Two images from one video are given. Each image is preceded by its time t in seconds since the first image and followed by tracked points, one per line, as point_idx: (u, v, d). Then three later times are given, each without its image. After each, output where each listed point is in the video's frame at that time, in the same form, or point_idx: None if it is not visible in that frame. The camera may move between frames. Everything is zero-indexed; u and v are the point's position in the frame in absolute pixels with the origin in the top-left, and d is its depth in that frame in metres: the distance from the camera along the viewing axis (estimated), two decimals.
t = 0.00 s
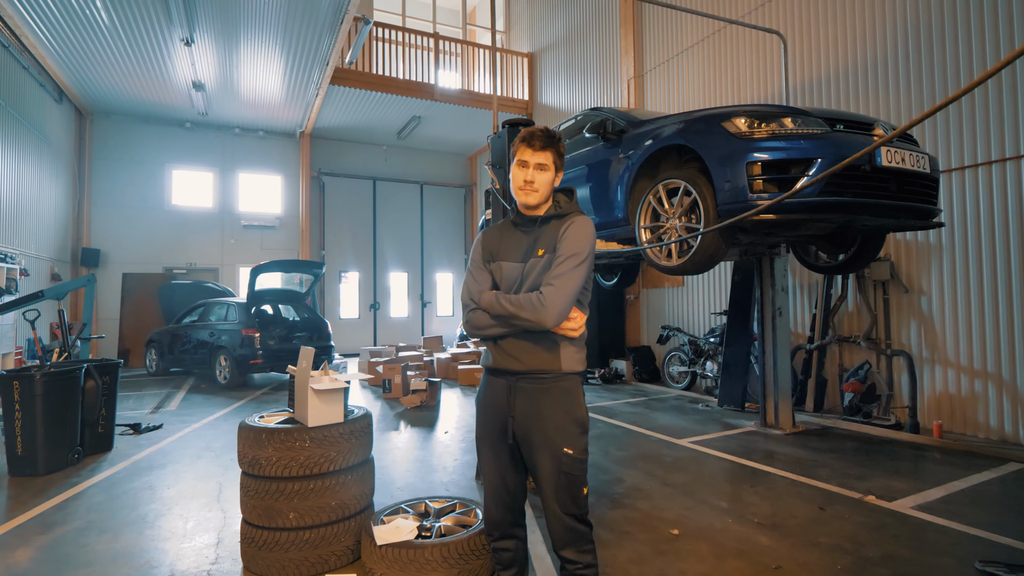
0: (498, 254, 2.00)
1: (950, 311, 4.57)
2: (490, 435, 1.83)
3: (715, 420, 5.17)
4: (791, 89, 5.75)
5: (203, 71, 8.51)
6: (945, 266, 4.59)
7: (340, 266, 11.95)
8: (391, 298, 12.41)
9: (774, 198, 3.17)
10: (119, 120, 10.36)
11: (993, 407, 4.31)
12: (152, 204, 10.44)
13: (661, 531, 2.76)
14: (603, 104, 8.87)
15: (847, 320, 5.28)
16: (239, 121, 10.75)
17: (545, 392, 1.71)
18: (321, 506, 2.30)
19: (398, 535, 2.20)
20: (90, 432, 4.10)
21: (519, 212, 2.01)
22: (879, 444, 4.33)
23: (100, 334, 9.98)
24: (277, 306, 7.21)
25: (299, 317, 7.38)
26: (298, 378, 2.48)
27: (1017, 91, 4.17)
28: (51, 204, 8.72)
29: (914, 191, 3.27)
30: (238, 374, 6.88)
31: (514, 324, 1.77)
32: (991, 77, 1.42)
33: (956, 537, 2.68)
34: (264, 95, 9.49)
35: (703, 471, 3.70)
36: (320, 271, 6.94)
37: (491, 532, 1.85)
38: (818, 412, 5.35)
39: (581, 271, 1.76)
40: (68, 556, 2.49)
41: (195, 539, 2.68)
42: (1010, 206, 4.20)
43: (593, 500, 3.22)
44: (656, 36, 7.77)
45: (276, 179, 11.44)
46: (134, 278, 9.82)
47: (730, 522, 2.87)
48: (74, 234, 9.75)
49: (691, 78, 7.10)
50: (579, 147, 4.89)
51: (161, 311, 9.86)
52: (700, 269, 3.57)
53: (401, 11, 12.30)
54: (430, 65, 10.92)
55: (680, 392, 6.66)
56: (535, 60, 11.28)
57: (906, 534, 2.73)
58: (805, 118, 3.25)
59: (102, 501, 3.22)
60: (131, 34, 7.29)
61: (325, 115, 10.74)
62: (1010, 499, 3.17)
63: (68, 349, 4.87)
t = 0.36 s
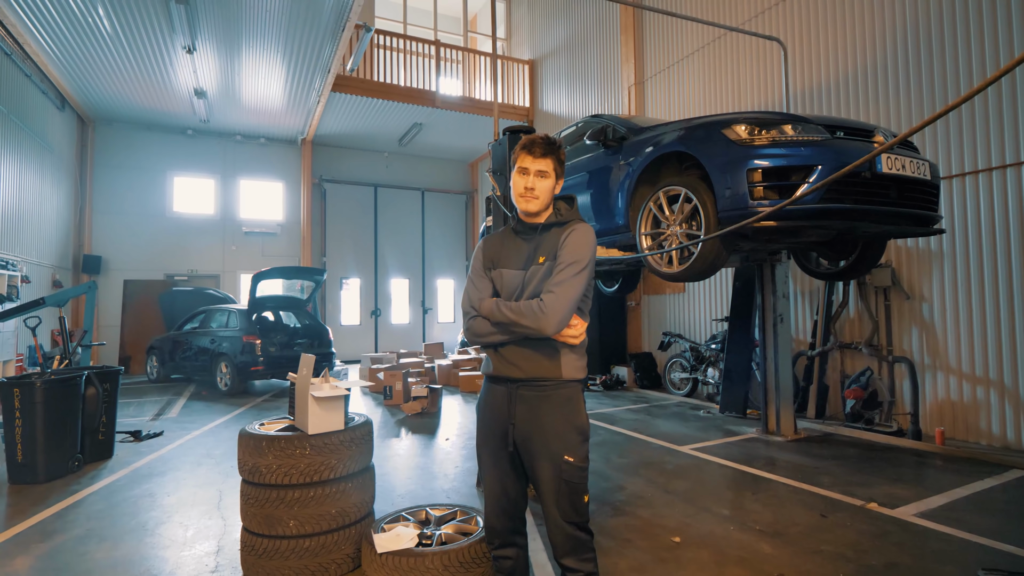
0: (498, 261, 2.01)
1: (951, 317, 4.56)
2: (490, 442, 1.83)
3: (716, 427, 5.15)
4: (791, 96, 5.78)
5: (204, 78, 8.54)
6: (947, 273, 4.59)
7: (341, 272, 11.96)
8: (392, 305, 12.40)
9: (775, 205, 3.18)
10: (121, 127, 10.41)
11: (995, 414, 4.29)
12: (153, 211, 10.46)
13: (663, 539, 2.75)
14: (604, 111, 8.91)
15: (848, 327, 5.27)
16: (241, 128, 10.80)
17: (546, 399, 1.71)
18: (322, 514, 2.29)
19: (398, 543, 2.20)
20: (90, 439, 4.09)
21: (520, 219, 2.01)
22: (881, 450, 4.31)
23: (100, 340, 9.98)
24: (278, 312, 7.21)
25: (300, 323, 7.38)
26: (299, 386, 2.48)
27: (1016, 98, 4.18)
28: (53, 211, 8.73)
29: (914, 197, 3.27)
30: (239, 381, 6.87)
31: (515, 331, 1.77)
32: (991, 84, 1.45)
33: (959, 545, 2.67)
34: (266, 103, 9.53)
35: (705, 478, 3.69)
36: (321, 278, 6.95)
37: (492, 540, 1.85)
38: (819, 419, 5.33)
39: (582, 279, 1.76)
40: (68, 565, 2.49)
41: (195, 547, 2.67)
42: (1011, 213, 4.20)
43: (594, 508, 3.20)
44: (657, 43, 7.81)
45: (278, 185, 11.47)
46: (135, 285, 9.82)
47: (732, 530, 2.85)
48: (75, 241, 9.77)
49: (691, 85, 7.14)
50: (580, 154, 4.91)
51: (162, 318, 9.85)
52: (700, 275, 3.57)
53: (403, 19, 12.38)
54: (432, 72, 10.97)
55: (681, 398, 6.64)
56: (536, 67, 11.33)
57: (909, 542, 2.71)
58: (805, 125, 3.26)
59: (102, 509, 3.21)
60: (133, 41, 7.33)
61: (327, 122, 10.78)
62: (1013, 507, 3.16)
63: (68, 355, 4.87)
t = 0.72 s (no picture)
0: (499, 262, 2.00)
1: (950, 319, 4.57)
2: (490, 442, 1.83)
3: (716, 428, 5.15)
4: (791, 99, 5.79)
5: (204, 78, 8.54)
6: (946, 275, 4.60)
7: (341, 273, 11.95)
8: (392, 305, 12.39)
9: (775, 207, 3.18)
10: (121, 127, 10.40)
11: (994, 415, 4.30)
12: (152, 211, 10.44)
13: (662, 540, 2.75)
14: (605, 112, 8.92)
15: (848, 328, 5.28)
16: (241, 128, 10.79)
17: (546, 400, 1.71)
18: (321, 515, 2.29)
19: (397, 544, 2.19)
20: (89, 440, 4.08)
21: (520, 220, 2.01)
22: (880, 452, 4.32)
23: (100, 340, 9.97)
24: (277, 313, 7.20)
25: (300, 324, 7.37)
26: (298, 386, 2.47)
27: (1016, 101, 4.19)
28: (52, 210, 8.72)
29: (913, 200, 3.28)
30: (238, 382, 6.85)
31: (515, 332, 1.76)
32: (989, 87, 1.47)
33: (958, 546, 2.67)
34: (266, 103, 9.53)
35: (705, 480, 3.69)
36: (321, 278, 6.94)
37: (492, 541, 1.85)
38: (819, 420, 5.33)
39: (583, 280, 1.76)
40: (67, 565, 2.48)
41: (193, 548, 2.66)
42: (1010, 215, 4.21)
43: (594, 509, 3.20)
44: (657, 44, 7.82)
45: (278, 186, 11.46)
46: (135, 285, 9.81)
47: (731, 531, 2.86)
48: (75, 241, 9.76)
49: (692, 86, 7.14)
50: (580, 155, 4.91)
51: (161, 318, 9.83)
52: (700, 276, 3.57)
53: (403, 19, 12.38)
54: (432, 72, 10.97)
55: (681, 400, 6.64)
56: (537, 68, 11.34)
57: (908, 543, 2.71)
58: (806, 127, 3.27)
59: (100, 510, 3.20)
60: (133, 41, 7.31)
61: (327, 123, 10.78)
62: (1011, 508, 3.16)
63: (67, 356, 4.86)
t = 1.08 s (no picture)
0: (498, 262, 2.01)
1: (948, 321, 4.58)
2: (489, 442, 1.83)
3: (714, 429, 5.15)
4: (791, 100, 5.80)
5: (203, 76, 8.53)
6: (944, 276, 4.61)
7: (340, 272, 11.94)
8: (391, 305, 12.39)
9: (774, 208, 3.18)
10: (120, 125, 10.38)
11: (991, 417, 4.31)
12: (151, 209, 10.43)
13: (660, 540, 2.75)
14: (604, 112, 8.92)
15: (846, 330, 5.29)
16: (240, 127, 10.77)
17: (545, 400, 1.71)
18: (319, 514, 2.28)
19: (395, 543, 2.19)
20: (87, 438, 4.08)
21: (520, 221, 2.01)
22: (878, 453, 4.33)
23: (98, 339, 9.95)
24: (276, 312, 7.20)
25: (298, 323, 7.36)
26: (296, 385, 2.47)
27: (1014, 103, 4.20)
28: (50, 209, 8.71)
29: (913, 201, 3.29)
30: (236, 381, 6.85)
31: (514, 332, 1.76)
32: (991, 87, 1.45)
33: (955, 547, 2.68)
34: (265, 102, 9.52)
35: (703, 480, 3.69)
36: (320, 277, 6.93)
37: (490, 540, 1.85)
38: (817, 421, 5.34)
39: (582, 280, 1.76)
40: (63, 564, 2.47)
41: (191, 547, 2.66)
42: (1008, 217, 4.22)
43: (592, 509, 3.21)
44: (657, 45, 7.82)
45: (276, 184, 11.44)
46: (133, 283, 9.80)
47: (729, 531, 2.86)
48: (73, 239, 9.74)
49: (692, 87, 7.15)
50: (579, 156, 4.91)
51: (159, 317, 9.82)
52: (699, 277, 3.57)
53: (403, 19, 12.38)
54: (432, 71, 10.97)
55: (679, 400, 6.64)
56: (537, 68, 11.34)
57: (905, 544, 2.72)
58: (805, 128, 3.27)
59: (97, 508, 3.19)
60: (132, 39, 7.31)
61: (326, 122, 10.77)
62: (1008, 510, 3.17)
63: (65, 354, 4.85)
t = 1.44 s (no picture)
0: (498, 261, 2.01)
1: (946, 319, 4.59)
2: (489, 440, 1.83)
3: (713, 428, 5.15)
4: (790, 99, 5.80)
5: (202, 75, 8.51)
6: (943, 275, 4.62)
7: (339, 271, 11.94)
8: (390, 304, 12.38)
9: (772, 207, 3.19)
10: (119, 124, 10.36)
11: (990, 416, 4.32)
12: (149, 208, 10.41)
13: (659, 539, 2.75)
14: (604, 111, 8.91)
15: (845, 329, 5.29)
16: (238, 126, 10.76)
17: (545, 399, 1.71)
18: (318, 513, 2.29)
19: (394, 542, 2.19)
20: (86, 438, 4.08)
21: (520, 219, 2.01)
22: (877, 452, 4.34)
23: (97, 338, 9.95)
24: (275, 311, 7.20)
25: (297, 322, 7.36)
26: (295, 385, 2.47)
27: (1013, 102, 4.20)
28: (49, 208, 8.69)
29: (911, 200, 3.29)
30: (235, 380, 6.85)
31: (514, 331, 1.77)
32: (988, 88, 1.45)
33: (953, 546, 2.68)
34: (264, 101, 9.52)
35: (701, 479, 3.70)
36: (319, 276, 6.93)
37: (489, 539, 1.85)
38: (816, 420, 5.35)
39: (582, 279, 1.76)
40: (61, 563, 2.47)
41: (190, 546, 2.66)
42: (1007, 217, 4.22)
43: (591, 508, 3.21)
44: (657, 44, 7.82)
45: (275, 184, 11.44)
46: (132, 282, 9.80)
47: (727, 530, 2.87)
48: (72, 238, 9.72)
49: (691, 86, 7.14)
50: (578, 155, 4.91)
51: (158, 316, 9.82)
52: (698, 276, 3.58)
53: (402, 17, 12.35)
54: (431, 70, 10.96)
55: (678, 399, 6.64)
56: (536, 67, 11.33)
57: (903, 542, 2.72)
58: (804, 127, 3.27)
59: (96, 507, 3.19)
60: (131, 37, 7.29)
61: (325, 121, 10.75)
62: (1006, 508, 3.17)
63: (64, 353, 4.85)
